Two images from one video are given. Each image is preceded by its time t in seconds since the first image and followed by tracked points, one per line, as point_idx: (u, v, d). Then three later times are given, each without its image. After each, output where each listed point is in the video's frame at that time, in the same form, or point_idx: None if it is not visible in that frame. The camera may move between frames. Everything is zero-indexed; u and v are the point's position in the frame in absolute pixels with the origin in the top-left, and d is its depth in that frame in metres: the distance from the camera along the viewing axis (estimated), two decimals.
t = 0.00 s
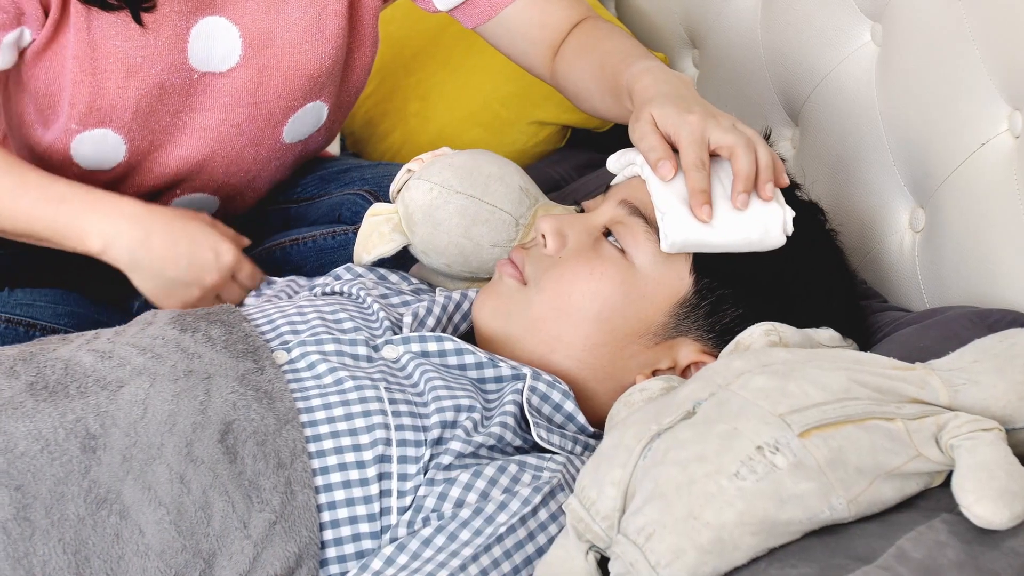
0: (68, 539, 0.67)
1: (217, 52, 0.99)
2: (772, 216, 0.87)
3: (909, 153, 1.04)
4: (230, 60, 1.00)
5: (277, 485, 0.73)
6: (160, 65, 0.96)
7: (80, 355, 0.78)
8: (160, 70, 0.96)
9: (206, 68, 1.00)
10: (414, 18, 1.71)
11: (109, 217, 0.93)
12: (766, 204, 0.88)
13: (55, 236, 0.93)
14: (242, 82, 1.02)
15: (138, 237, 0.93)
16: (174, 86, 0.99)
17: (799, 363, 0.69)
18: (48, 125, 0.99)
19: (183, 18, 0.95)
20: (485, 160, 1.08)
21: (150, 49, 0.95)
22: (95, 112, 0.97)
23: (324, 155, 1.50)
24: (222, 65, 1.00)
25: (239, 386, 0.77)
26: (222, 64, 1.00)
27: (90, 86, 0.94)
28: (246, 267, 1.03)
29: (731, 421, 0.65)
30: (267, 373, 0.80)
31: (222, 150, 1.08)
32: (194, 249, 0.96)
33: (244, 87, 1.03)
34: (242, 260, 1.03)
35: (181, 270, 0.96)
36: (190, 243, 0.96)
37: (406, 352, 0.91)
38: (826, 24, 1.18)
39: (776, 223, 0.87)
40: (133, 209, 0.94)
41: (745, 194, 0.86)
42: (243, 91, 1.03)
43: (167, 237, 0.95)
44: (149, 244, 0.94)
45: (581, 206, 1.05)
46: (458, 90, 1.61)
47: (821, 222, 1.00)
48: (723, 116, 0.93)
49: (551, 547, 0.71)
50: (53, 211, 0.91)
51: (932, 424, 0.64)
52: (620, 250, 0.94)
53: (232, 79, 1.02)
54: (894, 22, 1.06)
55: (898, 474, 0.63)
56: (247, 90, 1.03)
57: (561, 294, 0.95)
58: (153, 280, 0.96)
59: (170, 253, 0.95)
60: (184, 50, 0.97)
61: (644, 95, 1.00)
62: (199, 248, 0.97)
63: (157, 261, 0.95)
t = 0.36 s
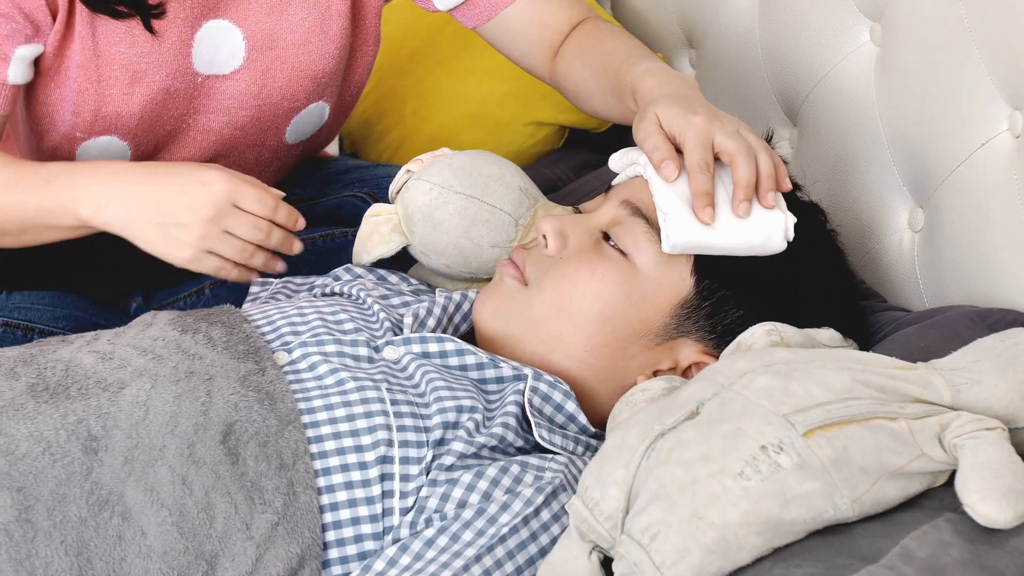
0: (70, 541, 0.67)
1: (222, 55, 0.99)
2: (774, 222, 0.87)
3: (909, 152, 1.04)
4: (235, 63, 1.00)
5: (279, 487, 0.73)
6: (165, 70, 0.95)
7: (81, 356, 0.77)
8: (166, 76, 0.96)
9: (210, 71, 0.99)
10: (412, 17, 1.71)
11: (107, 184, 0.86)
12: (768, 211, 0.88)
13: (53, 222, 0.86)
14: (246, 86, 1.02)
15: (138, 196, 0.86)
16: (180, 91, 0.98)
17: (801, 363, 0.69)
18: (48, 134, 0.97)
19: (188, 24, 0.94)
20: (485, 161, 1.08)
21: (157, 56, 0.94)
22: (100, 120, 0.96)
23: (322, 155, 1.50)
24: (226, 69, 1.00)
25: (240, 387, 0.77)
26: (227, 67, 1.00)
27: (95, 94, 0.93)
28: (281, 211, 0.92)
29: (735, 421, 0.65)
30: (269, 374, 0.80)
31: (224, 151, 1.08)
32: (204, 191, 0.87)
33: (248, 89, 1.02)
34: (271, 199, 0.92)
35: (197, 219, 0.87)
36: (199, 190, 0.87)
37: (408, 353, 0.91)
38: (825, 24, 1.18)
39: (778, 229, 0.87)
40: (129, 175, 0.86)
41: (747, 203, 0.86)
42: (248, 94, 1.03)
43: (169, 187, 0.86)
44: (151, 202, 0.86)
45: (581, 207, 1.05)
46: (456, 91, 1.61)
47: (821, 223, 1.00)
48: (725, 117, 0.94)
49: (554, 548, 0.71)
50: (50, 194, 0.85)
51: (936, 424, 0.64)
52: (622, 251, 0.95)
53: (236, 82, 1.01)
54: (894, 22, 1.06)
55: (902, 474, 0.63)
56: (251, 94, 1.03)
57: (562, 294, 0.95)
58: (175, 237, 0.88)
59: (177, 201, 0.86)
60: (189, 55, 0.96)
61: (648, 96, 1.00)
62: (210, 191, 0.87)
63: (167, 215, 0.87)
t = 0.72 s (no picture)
0: (72, 543, 0.66)
1: (220, 60, 0.98)
2: (774, 221, 0.87)
3: (907, 152, 1.04)
4: (233, 67, 1.00)
5: (281, 488, 0.73)
6: (164, 75, 0.95)
7: (79, 356, 0.77)
8: (164, 81, 0.95)
9: (208, 76, 0.99)
10: (406, 17, 1.70)
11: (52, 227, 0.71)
12: (768, 210, 0.88)
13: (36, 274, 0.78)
14: (244, 89, 1.02)
15: (68, 241, 0.68)
16: (178, 96, 0.98)
17: (804, 363, 0.69)
18: (46, 142, 0.96)
19: (187, 29, 0.94)
20: (483, 161, 1.08)
21: (156, 61, 0.93)
22: (99, 126, 0.96)
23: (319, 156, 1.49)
24: (224, 73, 0.99)
25: (241, 388, 0.77)
26: (225, 71, 0.99)
27: (94, 100, 0.93)
28: (174, 291, 0.65)
29: (738, 421, 0.65)
30: (269, 375, 0.80)
31: (222, 156, 1.08)
32: (115, 247, 0.66)
33: (246, 94, 1.02)
34: (181, 281, 0.67)
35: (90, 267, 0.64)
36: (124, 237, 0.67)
37: (408, 353, 0.91)
38: (821, 26, 1.19)
39: (777, 228, 0.87)
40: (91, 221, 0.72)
41: (740, 206, 0.86)
42: (245, 97, 1.02)
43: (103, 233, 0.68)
44: (74, 246, 0.68)
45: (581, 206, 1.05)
46: (452, 92, 1.61)
47: (820, 222, 1.00)
48: (724, 116, 0.94)
49: (556, 548, 0.71)
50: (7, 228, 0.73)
51: (938, 423, 0.64)
52: (623, 251, 0.95)
53: (234, 86, 1.01)
54: (892, 21, 1.06)
55: (905, 473, 0.63)
56: (249, 97, 1.02)
57: (562, 294, 0.95)
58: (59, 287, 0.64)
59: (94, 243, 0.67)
60: (187, 60, 0.95)
61: (646, 99, 1.00)
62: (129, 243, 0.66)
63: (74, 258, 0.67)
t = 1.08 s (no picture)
0: (71, 546, 0.66)
1: (213, 64, 0.98)
2: (771, 220, 0.87)
3: (902, 151, 1.04)
4: (226, 72, 0.99)
5: (280, 490, 0.73)
6: (157, 81, 0.95)
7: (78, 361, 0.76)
8: (157, 86, 0.95)
9: (201, 81, 0.98)
10: (396, 19, 1.69)
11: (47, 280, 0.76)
12: (765, 210, 0.88)
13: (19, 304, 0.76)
14: (237, 94, 1.01)
15: (64, 293, 0.76)
16: (170, 101, 0.98)
17: (804, 362, 0.69)
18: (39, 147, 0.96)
19: (179, 35, 0.93)
20: (478, 162, 1.08)
21: (148, 67, 0.93)
22: (92, 131, 0.95)
23: (312, 157, 1.49)
24: (217, 78, 0.99)
25: (237, 391, 0.76)
26: (218, 76, 0.99)
27: (87, 106, 0.93)
28: (143, 368, 0.73)
29: (739, 420, 0.65)
30: (266, 377, 0.79)
31: (215, 161, 1.07)
32: (100, 320, 0.74)
33: (239, 98, 1.01)
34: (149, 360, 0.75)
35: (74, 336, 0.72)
36: (112, 305, 0.76)
37: (405, 354, 0.90)
38: (814, 26, 1.19)
39: (774, 226, 0.87)
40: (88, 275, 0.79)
41: (736, 206, 0.86)
42: (238, 102, 1.02)
43: (96, 297, 0.76)
44: (68, 302, 0.75)
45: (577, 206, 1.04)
46: (444, 93, 1.61)
47: (817, 221, 1.00)
48: (720, 117, 0.94)
49: (556, 549, 0.71)
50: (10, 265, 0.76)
51: (938, 421, 0.64)
52: (620, 251, 0.95)
53: (226, 90, 1.01)
54: (886, 20, 1.06)
55: (905, 471, 0.63)
56: (242, 102, 1.02)
57: (559, 294, 0.95)
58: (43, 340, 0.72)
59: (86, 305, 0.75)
60: (180, 66, 0.95)
61: (640, 100, 1.00)
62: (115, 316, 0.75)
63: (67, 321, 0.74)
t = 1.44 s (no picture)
0: (71, 552, 0.65)
1: (201, 69, 0.97)
2: (764, 219, 0.87)
3: (894, 148, 1.05)
4: (214, 76, 0.98)
5: (279, 492, 0.72)
6: (146, 87, 0.94)
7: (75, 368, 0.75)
8: (146, 93, 0.94)
9: (189, 86, 0.98)
10: (384, 21, 1.69)
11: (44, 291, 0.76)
12: (758, 208, 0.88)
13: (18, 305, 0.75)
14: (225, 99, 1.00)
15: (60, 302, 0.76)
16: (160, 107, 0.97)
17: (802, 359, 0.69)
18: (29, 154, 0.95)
19: (167, 41, 0.92)
20: (471, 163, 1.07)
21: (136, 74, 0.92)
22: (81, 138, 0.94)
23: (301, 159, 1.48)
24: (205, 83, 0.98)
25: (235, 395, 0.76)
26: (206, 81, 0.98)
27: (76, 112, 0.92)
28: (139, 373, 0.73)
29: (739, 418, 0.65)
30: (263, 380, 0.79)
31: (205, 165, 1.06)
32: (93, 326, 0.74)
33: (228, 103, 1.01)
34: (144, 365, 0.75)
35: (66, 345, 0.72)
36: (105, 312, 0.76)
37: (402, 356, 0.90)
38: (803, 25, 1.19)
39: (768, 225, 0.87)
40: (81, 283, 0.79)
41: (731, 205, 0.86)
42: (227, 107, 1.01)
43: (90, 306, 0.76)
44: (63, 311, 0.75)
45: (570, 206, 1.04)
46: (433, 94, 1.60)
47: (810, 219, 1.00)
48: (713, 116, 0.94)
49: (557, 548, 0.71)
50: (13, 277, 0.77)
51: (937, 417, 0.64)
52: (615, 250, 0.94)
53: (215, 95, 1.00)
54: (876, 17, 1.06)
55: (905, 467, 0.63)
56: (231, 106, 1.01)
57: (555, 295, 0.95)
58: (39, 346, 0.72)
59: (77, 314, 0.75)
60: (168, 71, 0.94)
61: (631, 100, 1.00)
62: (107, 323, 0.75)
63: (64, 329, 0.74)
